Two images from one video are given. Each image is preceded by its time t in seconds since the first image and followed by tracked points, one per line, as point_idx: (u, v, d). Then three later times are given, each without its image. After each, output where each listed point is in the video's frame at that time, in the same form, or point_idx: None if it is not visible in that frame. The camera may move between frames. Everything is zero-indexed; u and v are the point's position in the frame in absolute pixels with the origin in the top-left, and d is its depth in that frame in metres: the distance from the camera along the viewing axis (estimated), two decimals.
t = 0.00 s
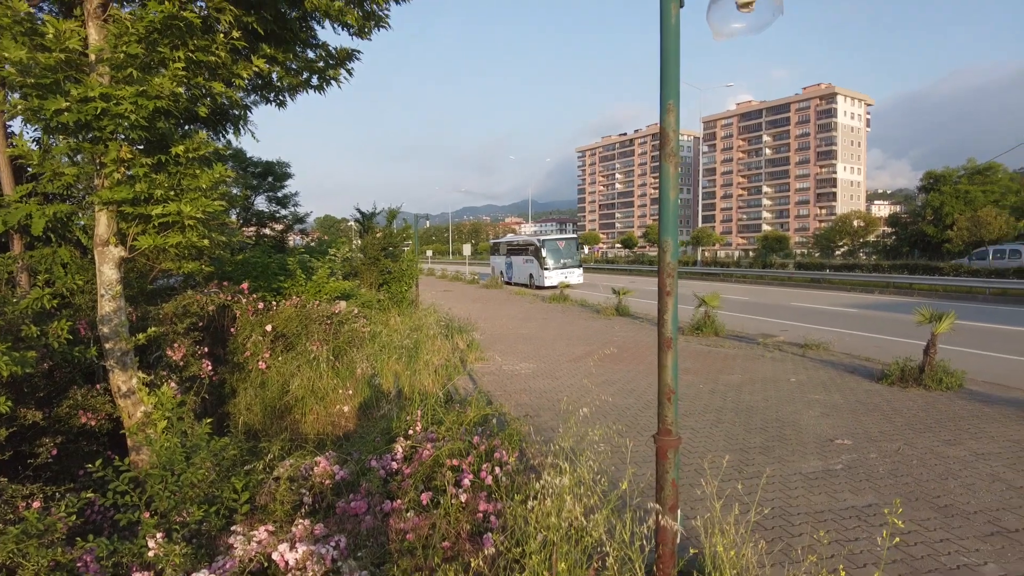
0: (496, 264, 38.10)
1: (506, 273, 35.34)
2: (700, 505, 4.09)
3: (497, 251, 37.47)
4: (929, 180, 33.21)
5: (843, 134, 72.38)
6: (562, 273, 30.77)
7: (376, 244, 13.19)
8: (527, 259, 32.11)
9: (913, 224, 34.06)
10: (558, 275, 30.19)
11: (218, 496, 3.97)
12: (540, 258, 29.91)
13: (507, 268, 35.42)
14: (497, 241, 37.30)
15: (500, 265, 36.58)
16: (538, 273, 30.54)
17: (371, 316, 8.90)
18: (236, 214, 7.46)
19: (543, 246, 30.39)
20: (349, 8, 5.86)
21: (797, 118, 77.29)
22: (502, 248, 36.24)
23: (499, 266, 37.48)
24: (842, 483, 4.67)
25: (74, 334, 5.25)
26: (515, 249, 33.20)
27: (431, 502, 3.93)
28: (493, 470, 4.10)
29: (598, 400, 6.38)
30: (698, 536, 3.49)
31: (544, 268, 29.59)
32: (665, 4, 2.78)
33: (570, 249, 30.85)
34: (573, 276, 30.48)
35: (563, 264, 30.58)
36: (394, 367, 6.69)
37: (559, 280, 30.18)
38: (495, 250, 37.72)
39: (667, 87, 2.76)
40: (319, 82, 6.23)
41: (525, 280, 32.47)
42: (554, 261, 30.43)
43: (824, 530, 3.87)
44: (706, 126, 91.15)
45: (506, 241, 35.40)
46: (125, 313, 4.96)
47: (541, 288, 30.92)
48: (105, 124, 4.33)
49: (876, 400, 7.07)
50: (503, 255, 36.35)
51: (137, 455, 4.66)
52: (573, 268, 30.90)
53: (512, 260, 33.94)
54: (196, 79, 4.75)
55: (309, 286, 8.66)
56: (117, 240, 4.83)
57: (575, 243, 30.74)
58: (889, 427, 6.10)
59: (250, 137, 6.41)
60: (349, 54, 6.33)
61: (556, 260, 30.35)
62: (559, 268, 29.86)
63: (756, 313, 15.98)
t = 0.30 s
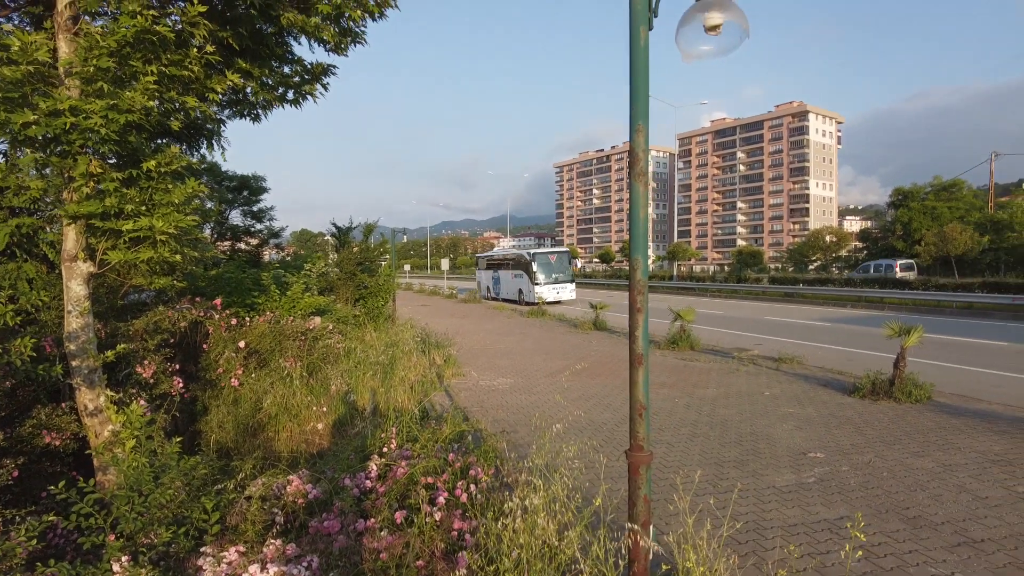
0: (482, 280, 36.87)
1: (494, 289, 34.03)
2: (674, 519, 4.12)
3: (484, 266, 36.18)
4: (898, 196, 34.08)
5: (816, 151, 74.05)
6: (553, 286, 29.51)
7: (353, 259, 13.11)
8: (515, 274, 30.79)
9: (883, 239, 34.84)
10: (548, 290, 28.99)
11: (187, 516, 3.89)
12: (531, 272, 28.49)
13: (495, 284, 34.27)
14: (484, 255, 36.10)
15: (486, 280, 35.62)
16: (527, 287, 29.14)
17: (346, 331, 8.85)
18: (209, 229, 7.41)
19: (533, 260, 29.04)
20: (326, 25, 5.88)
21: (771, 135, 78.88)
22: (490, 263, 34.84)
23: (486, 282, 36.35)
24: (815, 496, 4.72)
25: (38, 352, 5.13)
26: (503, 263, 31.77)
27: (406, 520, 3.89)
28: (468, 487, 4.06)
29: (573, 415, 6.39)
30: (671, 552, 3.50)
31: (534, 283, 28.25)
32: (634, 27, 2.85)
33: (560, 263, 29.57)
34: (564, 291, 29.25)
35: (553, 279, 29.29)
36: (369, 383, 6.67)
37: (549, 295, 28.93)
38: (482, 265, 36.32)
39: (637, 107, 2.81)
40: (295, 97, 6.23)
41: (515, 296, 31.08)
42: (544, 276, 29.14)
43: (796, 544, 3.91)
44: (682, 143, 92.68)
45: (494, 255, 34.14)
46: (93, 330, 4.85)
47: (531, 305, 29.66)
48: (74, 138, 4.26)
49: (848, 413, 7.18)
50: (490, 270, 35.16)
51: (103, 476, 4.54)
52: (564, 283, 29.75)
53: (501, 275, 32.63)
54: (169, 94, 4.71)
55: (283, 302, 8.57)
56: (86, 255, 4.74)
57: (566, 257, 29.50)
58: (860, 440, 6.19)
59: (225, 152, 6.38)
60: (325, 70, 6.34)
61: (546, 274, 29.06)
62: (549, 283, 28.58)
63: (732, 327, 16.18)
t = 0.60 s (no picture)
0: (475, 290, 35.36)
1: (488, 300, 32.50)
2: (656, 527, 4.12)
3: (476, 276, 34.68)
4: (875, 208, 34.70)
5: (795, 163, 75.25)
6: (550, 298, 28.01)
7: (333, 268, 13.03)
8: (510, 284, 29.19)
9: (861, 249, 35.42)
10: (544, 302, 27.57)
11: (162, 529, 3.82)
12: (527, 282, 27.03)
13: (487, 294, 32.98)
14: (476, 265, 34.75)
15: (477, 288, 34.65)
16: (522, 297, 27.62)
17: (326, 341, 8.78)
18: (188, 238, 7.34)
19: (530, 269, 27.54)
20: (308, 34, 5.87)
21: (751, 147, 80.06)
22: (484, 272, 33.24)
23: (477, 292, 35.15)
24: (795, 504, 4.74)
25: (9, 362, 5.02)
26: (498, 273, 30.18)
27: (386, 531, 3.84)
28: (449, 498, 4.01)
29: (555, 425, 6.37)
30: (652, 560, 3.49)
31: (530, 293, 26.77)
32: (613, 37, 2.88)
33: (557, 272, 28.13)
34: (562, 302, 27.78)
35: (550, 289, 27.80)
36: (350, 394, 6.61)
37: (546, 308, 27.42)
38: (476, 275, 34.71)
39: (616, 117, 2.85)
40: (276, 106, 6.20)
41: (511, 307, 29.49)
42: (541, 286, 27.67)
43: (777, 550, 3.93)
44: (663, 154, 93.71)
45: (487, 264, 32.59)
46: (67, 339, 4.75)
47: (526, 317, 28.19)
48: (48, 145, 4.20)
49: (827, 421, 7.25)
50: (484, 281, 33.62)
51: (76, 488, 4.44)
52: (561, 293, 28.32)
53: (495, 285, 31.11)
54: (148, 101, 4.67)
55: (262, 311, 8.49)
56: (60, 262, 4.65)
57: (563, 266, 28.12)
58: (840, 447, 6.25)
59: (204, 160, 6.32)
60: (307, 79, 6.33)
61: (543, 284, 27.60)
62: (544, 294, 27.20)
63: (713, 336, 16.33)
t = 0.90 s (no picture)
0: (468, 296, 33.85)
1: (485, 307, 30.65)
2: (637, 531, 4.13)
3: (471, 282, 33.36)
4: (853, 214, 35.27)
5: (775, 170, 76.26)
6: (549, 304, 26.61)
7: (315, 273, 12.91)
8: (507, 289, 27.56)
9: (841, 255, 35.91)
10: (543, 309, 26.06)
11: (137, 537, 3.74)
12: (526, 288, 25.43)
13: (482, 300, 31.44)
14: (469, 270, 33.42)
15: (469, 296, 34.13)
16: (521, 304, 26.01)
17: (307, 347, 8.69)
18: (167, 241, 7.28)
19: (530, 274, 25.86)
20: (289, 36, 5.83)
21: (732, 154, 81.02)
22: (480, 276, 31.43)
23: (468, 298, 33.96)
24: (776, 507, 4.77)
25: None
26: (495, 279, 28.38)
27: (367, 537, 3.79)
28: (431, 503, 3.98)
29: (537, 430, 6.35)
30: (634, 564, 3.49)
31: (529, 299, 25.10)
32: (594, 42, 2.90)
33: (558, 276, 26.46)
34: (562, 309, 26.22)
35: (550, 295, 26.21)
36: (332, 399, 6.57)
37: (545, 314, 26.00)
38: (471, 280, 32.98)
39: (596, 122, 2.86)
40: (256, 109, 6.16)
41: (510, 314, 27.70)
42: (540, 292, 26.12)
43: (758, 553, 3.96)
44: (645, 161, 94.44)
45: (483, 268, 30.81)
46: (41, 344, 4.65)
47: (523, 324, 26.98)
48: (22, 146, 4.12)
49: (807, 425, 7.33)
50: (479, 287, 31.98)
51: (48, 497, 4.34)
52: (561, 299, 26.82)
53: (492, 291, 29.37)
54: (126, 103, 4.61)
55: (242, 316, 8.41)
56: (33, 266, 4.54)
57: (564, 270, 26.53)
58: (820, 450, 6.32)
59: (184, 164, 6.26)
60: (288, 82, 6.30)
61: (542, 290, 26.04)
62: (544, 300, 25.72)
63: (696, 342, 16.48)
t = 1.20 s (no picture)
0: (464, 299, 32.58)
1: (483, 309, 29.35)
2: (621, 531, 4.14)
3: (465, 283, 32.34)
4: (836, 217, 35.68)
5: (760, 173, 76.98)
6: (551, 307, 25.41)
7: (299, 274, 12.83)
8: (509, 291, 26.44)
9: (824, 257, 36.30)
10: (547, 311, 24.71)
11: (118, 543, 3.65)
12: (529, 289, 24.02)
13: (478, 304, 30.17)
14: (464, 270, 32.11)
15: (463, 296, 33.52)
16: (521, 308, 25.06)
17: (291, 349, 8.63)
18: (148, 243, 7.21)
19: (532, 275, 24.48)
20: (273, 37, 5.81)
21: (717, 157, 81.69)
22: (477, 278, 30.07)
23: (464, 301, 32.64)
24: (758, 507, 4.81)
25: None
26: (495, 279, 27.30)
27: (350, 540, 3.77)
28: (415, 506, 3.96)
29: (522, 432, 6.35)
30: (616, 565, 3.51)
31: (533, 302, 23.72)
32: (577, 45, 2.91)
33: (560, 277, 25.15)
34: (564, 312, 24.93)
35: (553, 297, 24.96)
36: (316, 402, 6.54)
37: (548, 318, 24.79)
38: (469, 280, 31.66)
39: (579, 124, 2.87)
40: (240, 109, 6.12)
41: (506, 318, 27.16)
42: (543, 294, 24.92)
43: (740, 553, 3.99)
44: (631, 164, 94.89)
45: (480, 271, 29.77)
46: (18, 348, 4.56)
47: (521, 327, 26.10)
48: None
49: (789, 425, 7.40)
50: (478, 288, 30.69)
51: (25, 503, 4.26)
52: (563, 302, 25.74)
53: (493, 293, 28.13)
54: (106, 102, 4.57)
55: (225, 319, 8.34)
56: (11, 267, 4.42)
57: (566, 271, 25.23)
58: (802, 451, 6.37)
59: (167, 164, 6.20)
60: (273, 83, 6.27)
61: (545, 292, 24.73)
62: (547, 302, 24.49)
63: (680, 343, 16.59)
